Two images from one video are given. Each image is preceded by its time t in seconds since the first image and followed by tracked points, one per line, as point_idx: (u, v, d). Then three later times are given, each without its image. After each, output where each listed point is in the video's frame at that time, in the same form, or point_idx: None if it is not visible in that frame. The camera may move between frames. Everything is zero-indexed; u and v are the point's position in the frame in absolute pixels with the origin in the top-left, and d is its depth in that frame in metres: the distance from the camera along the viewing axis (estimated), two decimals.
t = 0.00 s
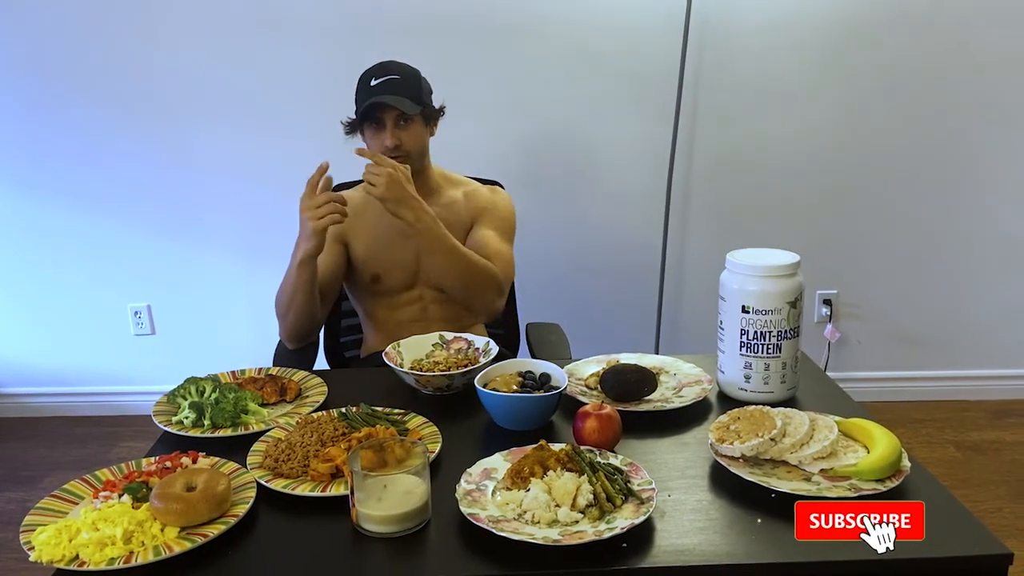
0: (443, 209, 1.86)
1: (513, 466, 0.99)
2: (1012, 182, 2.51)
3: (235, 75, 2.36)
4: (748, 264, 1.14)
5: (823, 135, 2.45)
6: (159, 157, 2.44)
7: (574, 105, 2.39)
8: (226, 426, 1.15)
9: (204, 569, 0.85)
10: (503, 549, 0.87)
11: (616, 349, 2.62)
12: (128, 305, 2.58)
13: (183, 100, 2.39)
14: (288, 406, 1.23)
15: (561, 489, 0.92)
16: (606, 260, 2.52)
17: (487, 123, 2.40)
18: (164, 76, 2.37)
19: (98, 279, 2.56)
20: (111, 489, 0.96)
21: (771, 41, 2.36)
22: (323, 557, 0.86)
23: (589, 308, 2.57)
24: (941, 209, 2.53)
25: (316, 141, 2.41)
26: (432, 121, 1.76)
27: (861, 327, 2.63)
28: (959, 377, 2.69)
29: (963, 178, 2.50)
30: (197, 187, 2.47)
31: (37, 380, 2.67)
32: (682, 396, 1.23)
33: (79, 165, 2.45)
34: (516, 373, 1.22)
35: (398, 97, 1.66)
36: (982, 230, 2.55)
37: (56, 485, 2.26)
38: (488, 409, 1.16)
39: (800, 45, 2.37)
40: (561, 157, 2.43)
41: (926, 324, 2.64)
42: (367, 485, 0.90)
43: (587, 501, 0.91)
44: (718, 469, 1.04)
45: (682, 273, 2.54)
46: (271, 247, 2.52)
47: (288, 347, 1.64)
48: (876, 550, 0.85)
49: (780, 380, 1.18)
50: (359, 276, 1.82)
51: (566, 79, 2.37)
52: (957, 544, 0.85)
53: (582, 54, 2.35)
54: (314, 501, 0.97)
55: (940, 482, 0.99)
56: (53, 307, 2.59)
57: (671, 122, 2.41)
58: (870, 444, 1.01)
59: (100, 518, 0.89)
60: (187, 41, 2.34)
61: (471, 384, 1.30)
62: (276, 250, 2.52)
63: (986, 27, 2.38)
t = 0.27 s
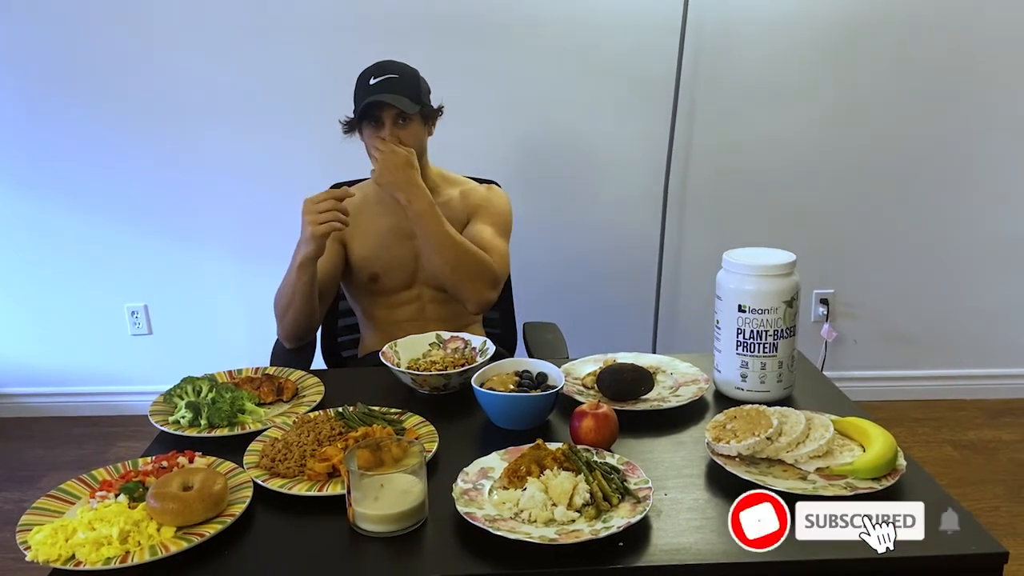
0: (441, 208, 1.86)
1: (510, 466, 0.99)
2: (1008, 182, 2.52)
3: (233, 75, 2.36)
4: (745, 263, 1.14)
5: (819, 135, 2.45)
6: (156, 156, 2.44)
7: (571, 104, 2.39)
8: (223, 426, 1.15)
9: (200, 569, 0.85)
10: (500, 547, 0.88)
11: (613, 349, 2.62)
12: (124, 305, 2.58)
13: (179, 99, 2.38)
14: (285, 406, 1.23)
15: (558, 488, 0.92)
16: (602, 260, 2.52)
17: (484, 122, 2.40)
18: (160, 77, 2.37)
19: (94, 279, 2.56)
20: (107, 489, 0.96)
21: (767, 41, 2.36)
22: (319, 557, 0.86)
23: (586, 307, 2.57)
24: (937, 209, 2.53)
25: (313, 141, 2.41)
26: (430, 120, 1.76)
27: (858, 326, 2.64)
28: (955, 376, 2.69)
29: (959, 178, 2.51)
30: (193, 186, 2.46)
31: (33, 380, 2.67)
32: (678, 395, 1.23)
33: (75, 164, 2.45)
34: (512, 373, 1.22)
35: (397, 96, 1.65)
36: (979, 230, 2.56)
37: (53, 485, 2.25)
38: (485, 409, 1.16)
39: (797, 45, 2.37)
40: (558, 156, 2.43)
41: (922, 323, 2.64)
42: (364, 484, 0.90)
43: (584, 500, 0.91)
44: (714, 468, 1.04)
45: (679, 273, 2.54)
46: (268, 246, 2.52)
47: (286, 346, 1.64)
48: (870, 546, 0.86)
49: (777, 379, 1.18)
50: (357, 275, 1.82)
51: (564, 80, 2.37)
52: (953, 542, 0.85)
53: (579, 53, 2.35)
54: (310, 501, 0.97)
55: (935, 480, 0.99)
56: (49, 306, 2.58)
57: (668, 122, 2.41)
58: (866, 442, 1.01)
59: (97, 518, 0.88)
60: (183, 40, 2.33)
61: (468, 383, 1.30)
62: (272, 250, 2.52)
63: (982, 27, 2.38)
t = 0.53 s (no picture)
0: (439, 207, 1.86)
1: (507, 465, 0.99)
2: (1005, 181, 2.52)
3: (232, 75, 2.36)
4: (742, 262, 1.14)
5: (817, 134, 2.45)
6: (153, 156, 2.44)
7: (568, 104, 2.39)
8: (220, 426, 1.15)
9: (196, 569, 0.85)
10: (497, 547, 0.88)
11: (611, 348, 2.62)
12: (122, 304, 2.58)
13: (176, 98, 2.38)
14: (282, 405, 1.23)
15: (555, 487, 0.92)
16: (600, 259, 2.53)
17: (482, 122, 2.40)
18: (159, 76, 2.36)
19: (91, 278, 2.55)
20: (104, 489, 0.95)
21: (765, 40, 2.36)
22: (316, 556, 0.86)
23: (584, 306, 2.57)
24: (934, 208, 2.54)
25: (310, 140, 2.41)
26: (430, 118, 1.76)
27: (855, 326, 2.64)
28: (952, 375, 2.70)
29: (956, 178, 2.51)
30: (190, 186, 2.46)
31: (30, 380, 2.66)
32: (675, 394, 1.23)
33: (72, 163, 2.45)
34: (510, 372, 1.22)
35: (397, 94, 1.65)
36: (975, 229, 2.56)
37: (50, 485, 2.25)
38: (482, 408, 1.16)
39: (795, 45, 2.37)
40: (556, 156, 2.43)
41: (919, 323, 2.65)
42: (360, 484, 0.90)
43: (581, 500, 0.91)
44: (711, 467, 1.04)
45: (677, 272, 2.54)
46: (265, 245, 2.51)
47: (283, 345, 1.64)
48: (867, 546, 0.86)
49: (774, 379, 1.18)
50: (354, 275, 1.82)
51: (562, 79, 2.37)
52: (950, 542, 0.85)
53: (576, 53, 2.35)
54: (307, 500, 0.97)
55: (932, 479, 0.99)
56: (46, 306, 2.58)
57: (666, 121, 2.41)
58: (862, 442, 1.01)
59: (93, 518, 0.88)
60: (180, 39, 2.33)
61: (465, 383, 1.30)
62: (270, 250, 2.52)
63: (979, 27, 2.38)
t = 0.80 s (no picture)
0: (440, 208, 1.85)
1: (505, 465, 0.99)
2: (1002, 181, 2.52)
3: (228, 74, 2.36)
4: (739, 262, 1.14)
5: (815, 134, 2.45)
6: (151, 156, 2.43)
7: (566, 104, 2.39)
8: (218, 426, 1.15)
9: (195, 568, 0.85)
10: (496, 546, 0.88)
11: (609, 348, 2.62)
12: (120, 305, 2.58)
13: (174, 99, 2.38)
14: (280, 405, 1.23)
15: (554, 487, 0.92)
16: (598, 259, 2.53)
17: (480, 121, 2.40)
18: (159, 76, 2.36)
19: (89, 279, 2.55)
20: (102, 489, 0.95)
21: (762, 40, 2.36)
22: (314, 557, 0.86)
23: (583, 306, 2.57)
24: (932, 208, 2.54)
25: (308, 141, 2.41)
26: (430, 119, 1.77)
27: (853, 326, 2.64)
28: (950, 375, 2.70)
29: (954, 178, 2.52)
30: (189, 186, 2.46)
31: (28, 380, 2.66)
32: (673, 394, 1.23)
33: (70, 163, 2.44)
34: (508, 373, 1.22)
35: (398, 92, 1.66)
36: (973, 229, 2.56)
37: (49, 485, 2.25)
38: (480, 409, 1.16)
39: (795, 44, 2.38)
40: (554, 156, 2.43)
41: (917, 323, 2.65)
42: (359, 484, 0.90)
43: (579, 500, 0.92)
44: (709, 467, 1.04)
45: (675, 273, 2.54)
46: (263, 246, 2.51)
47: (282, 346, 1.64)
48: (866, 545, 0.86)
49: (772, 379, 1.18)
50: (353, 275, 1.80)
51: (560, 79, 2.37)
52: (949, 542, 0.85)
53: (574, 53, 2.35)
54: (306, 500, 0.97)
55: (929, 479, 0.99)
56: (44, 306, 2.58)
57: (664, 121, 2.41)
58: (860, 441, 1.01)
59: (92, 518, 0.88)
60: (177, 38, 2.33)
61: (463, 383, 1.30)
62: (268, 250, 2.52)
63: (976, 27, 2.39)
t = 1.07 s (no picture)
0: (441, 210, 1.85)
1: (504, 465, 0.99)
2: (1001, 181, 2.53)
3: (226, 74, 2.36)
4: (738, 263, 1.14)
5: (813, 134, 2.46)
6: (149, 156, 2.43)
7: (565, 104, 2.39)
8: (217, 426, 1.15)
9: (193, 569, 0.85)
10: (494, 546, 0.88)
11: (608, 348, 2.62)
12: (117, 305, 2.57)
13: (173, 98, 2.38)
14: (279, 406, 1.23)
15: (552, 487, 0.92)
16: (597, 259, 2.53)
17: (478, 121, 2.40)
18: (158, 76, 2.36)
19: (87, 279, 2.55)
20: (100, 490, 0.95)
21: (760, 40, 2.37)
22: (313, 557, 0.86)
23: (581, 306, 2.57)
24: (930, 208, 2.54)
25: (307, 141, 2.41)
26: (433, 119, 1.76)
27: (851, 326, 2.65)
28: (948, 375, 2.70)
29: (953, 178, 2.52)
30: (188, 187, 2.46)
31: (26, 381, 2.66)
32: (672, 394, 1.23)
33: (68, 163, 2.44)
34: (507, 373, 1.22)
35: (403, 91, 1.66)
36: (971, 229, 2.57)
37: (47, 485, 2.25)
38: (479, 409, 1.16)
39: (794, 45, 2.38)
40: (552, 156, 2.43)
41: (916, 323, 2.65)
42: (357, 484, 0.90)
43: (578, 499, 0.92)
44: (707, 467, 1.04)
45: (674, 273, 2.55)
46: (261, 246, 2.51)
47: (281, 346, 1.64)
48: (864, 546, 0.86)
49: (770, 379, 1.18)
50: (354, 275, 1.80)
51: (559, 80, 2.37)
52: (949, 542, 0.85)
53: (573, 53, 2.35)
54: (304, 501, 0.97)
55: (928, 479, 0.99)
56: (42, 306, 2.57)
57: (662, 122, 2.41)
58: (858, 441, 1.01)
59: (90, 519, 0.88)
60: (175, 38, 2.33)
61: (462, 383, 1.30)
62: (267, 250, 2.52)
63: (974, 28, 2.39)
